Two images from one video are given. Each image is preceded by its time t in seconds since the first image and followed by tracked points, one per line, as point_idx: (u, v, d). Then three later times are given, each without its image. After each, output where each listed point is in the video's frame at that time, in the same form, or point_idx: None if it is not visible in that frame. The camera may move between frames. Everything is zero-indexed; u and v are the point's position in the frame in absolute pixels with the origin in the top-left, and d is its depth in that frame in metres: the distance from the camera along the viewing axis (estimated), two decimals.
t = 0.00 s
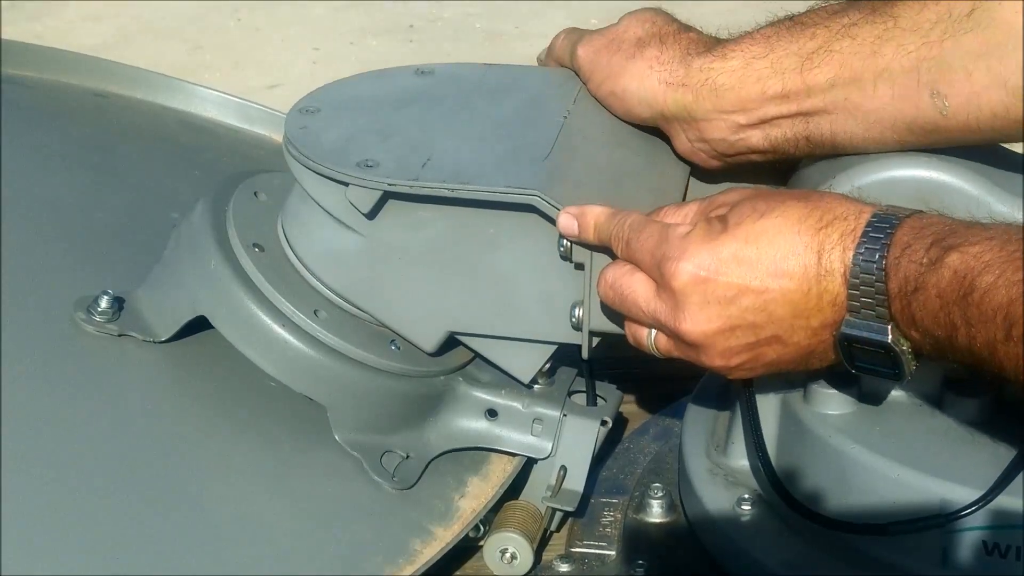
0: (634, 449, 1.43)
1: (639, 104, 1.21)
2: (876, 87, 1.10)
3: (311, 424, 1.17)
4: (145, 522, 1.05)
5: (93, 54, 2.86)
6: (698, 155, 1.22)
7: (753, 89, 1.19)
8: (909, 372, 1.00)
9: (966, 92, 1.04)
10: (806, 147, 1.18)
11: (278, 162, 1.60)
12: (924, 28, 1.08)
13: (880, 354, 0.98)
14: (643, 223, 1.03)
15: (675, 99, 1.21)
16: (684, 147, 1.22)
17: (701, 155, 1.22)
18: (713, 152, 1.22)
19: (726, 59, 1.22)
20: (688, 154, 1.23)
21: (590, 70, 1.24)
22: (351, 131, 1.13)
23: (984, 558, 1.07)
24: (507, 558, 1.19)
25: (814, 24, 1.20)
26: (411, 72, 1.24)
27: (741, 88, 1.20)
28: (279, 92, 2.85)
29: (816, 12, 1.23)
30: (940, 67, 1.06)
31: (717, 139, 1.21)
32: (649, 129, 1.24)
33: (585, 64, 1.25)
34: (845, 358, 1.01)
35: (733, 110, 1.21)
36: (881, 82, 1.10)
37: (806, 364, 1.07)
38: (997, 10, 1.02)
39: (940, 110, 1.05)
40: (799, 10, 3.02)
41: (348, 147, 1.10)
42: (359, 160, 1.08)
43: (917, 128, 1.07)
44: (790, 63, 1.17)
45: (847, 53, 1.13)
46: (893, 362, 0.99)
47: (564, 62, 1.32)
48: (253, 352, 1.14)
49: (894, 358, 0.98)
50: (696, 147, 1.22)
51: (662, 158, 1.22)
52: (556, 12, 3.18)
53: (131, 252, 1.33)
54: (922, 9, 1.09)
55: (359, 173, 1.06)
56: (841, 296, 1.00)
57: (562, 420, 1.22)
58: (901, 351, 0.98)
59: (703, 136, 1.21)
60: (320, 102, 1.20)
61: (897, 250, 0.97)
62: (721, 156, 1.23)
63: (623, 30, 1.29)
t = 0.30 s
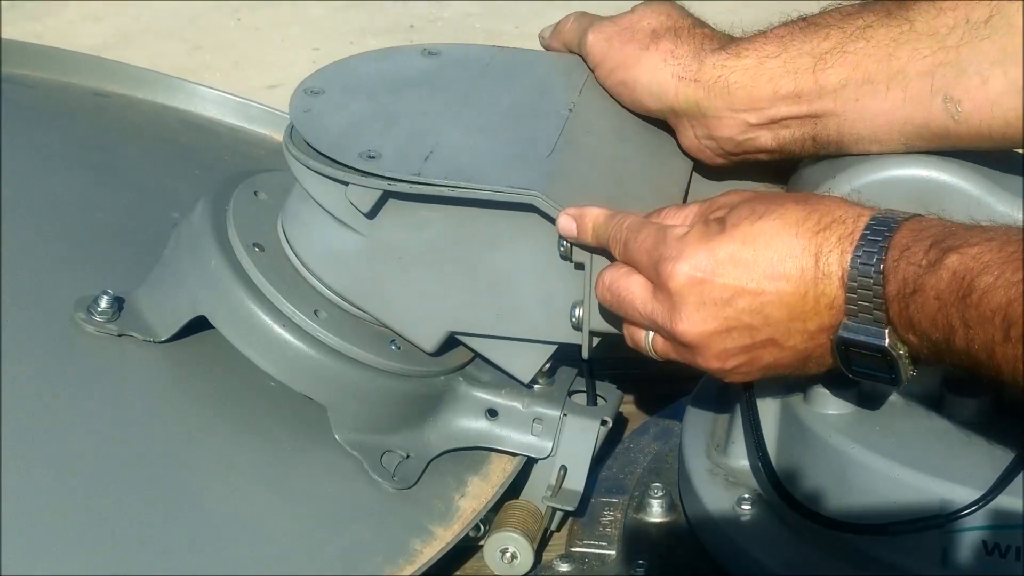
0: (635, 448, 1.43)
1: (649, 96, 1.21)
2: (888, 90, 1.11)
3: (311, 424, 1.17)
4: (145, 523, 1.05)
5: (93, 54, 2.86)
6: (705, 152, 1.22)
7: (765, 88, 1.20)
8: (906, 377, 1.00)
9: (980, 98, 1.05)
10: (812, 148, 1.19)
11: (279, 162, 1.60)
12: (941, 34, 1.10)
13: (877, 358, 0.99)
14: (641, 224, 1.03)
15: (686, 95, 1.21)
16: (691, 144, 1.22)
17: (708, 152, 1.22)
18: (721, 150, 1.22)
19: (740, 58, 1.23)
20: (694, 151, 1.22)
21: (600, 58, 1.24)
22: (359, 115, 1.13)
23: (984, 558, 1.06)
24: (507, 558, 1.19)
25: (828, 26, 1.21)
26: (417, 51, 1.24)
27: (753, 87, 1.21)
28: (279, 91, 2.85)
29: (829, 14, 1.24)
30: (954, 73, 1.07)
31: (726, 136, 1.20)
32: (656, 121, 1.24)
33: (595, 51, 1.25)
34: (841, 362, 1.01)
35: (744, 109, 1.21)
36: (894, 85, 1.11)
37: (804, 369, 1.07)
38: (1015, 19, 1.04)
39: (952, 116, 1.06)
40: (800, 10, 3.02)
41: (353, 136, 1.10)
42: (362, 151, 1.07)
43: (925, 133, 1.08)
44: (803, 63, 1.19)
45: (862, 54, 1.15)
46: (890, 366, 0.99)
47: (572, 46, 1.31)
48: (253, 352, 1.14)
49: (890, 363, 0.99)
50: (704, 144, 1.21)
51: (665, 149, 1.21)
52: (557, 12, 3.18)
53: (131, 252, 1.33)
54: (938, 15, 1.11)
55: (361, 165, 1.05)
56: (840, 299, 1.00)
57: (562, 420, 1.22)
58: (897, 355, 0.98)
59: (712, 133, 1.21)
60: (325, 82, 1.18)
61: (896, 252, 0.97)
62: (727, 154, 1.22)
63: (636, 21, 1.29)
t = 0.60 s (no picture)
0: (635, 448, 1.43)
1: (658, 82, 1.22)
2: (901, 86, 1.11)
3: (311, 424, 1.17)
4: (145, 523, 1.05)
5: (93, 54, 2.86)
6: (712, 143, 1.21)
7: (774, 80, 1.19)
8: (899, 381, 1.00)
9: (994, 99, 1.05)
10: (820, 140, 1.16)
11: (279, 162, 1.60)
12: (956, 32, 1.10)
13: (870, 361, 0.98)
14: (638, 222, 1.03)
15: (696, 82, 1.22)
16: (697, 134, 1.22)
17: (715, 142, 1.21)
18: (729, 141, 1.21)
19: (751, 47, 1.22)
20: (702, 139, 1.22)
21: (608, 46, 1.26)
22: (360, 119, 1.13)
23: (984, 558, 1.07)
24: (507, 558, 1.19)
25: (841, 18, 1.21)
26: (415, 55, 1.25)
27: (763, 76, 1.20)
28: (279, 92, 2.85)
29: (842, 7, 1.24)
30: (968, 71, 1.08)
31: (735, 125, 1.20)
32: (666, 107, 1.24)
33: (603, 39, 1.27)
34: (835, 365, 1.01)
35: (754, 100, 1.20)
36: (908, 80, 1.11)
37: (798, 372, 1.07)
38: None
39: (966, 115, 1.06)
40: (800, 10, 3.02)
41: (353, 140, 1.10)
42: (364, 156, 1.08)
43: (936, 131, 1.07)
44: (816, 54, 1.18)
45: (875, 48, 1.14)
46: (883, 369, 0.99)
47: (579, 35, 1.33)
48: (253, 352, 1.14)
49: (884, 366, 0.98)
50: (712, 133, 1.21)
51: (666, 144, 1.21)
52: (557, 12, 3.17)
53: (131, 252, 1.33)
54: (952, 14, 1.12)
55: (362, 170, 1.06)
56: (836, 301, 1.00)
57: (562, 419, 1.22)
58: (890, 358, 0.98)
59: (721, 122, 1.20)
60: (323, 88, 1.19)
61: (892, 254, 0.96)
62: (736, 144, 1.21)
63: (646, 10, 1.30)
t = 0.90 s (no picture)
0: (634, 448, 1.43)
1: (654, 97, 1.22)
2: (899, 100, 1.11)
3: (312, 424, 1.17)
4: (145, 523, 1.05)
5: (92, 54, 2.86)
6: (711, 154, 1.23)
7: (773, 91, 1.20)
8: (896, 372, 1.00)
9: (995, 112, 1.04)
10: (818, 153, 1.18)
11: (279, 162, 1.60)
12: (954, 47, 1.11)
13: (867, 351, 0.98)
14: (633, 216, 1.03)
15: (692, 95, 1.22)
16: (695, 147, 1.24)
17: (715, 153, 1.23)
18: (727, 151, 1.23)
19: (750, 61, 1.23)
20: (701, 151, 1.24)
21: (602, 58, 1.23)
22: (361, 116, 1.13)
23: (984, 558, 1.06)
24: (507, 558, 1.19)
25: (838, 31, 1.22)
26: (419, 51, 1.24)
27: (761, 89, 1.21)
28: (279, 92, 2.85)
29: (839, 20, 1.25)
30: (968, 85, 1.08)
31: (733, 137, 1.22)
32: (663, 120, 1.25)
33: (597, 51, 1.23)
34: (832, 355, 1.01)
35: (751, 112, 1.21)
36: (906, 94, 1.11)
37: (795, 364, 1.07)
38: None
39: (966, 128, 1.05)
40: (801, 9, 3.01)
41: (354, 135, 1.10)
42: (366, 151, 1.08)
43: (934, 143, 1.07)
44: (814, 68, 1.19)
45: (873, 62, 1.15)
46: (880, 359, 0.99)
47: (571, 46, 1.29)
48: (253, 352, 1.14)
49: (881, 356, 0.98)
50: (710, 144, 1.23)
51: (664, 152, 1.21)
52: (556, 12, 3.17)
53: (132, 252, 1.33)
54: (951, 28, 1.12)
55: (365, 168, 1.05)
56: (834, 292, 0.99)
57: (562, 419, 1.22)
58: (887, 348, 0.98)
59: (719, 134, 1.22)
60: (327, 81, 1.18)
61: (889, 243, 0.96)
62: (734, 154, 1.24)
63: (640, 21, 1.28)
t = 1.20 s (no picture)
0: (634, 448, 1.43)
1: (657, 93, 1.23)
2: (902, 96, 1.11)
3: (312, 424, 1.18)
4: (145, 523, 1.05)
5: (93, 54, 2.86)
6: (711, 153, 1.25)
7: (777, 89, 1.21)
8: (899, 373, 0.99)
9: (996, 109, 1.04)
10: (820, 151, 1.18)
11: (279, 162, 1.60)
12: (956, 43, 1.10)
13: (870, 349, 0.98)
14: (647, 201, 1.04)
15: (697, 91, 1.23)
16: (695, 145, 1.25)
17: (715, 152, 1.25)
18: (728, 150, 1.24)
19: (755, 58, 1.23)
20: (702, 149, 1.25)
21: (611, 49, 1.24)
22: (373, 86, 1.11)
23: (984, 558, 1.06)
24: (507, 558, 1.19)
25: (843, 28, 1.21)
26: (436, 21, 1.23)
27: (766, 87, 1.21)
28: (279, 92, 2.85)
29: (845, 17, 1.24)
30: (970, 81, 1.07)
31: (736, 135, 1.23)
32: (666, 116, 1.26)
33: (607, 39, 1.24)
34: (836, 353, 1.01)
35: (754, 110, 1.22)
36: (908, 90, 1.11)
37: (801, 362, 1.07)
38: None
39: (968, 125, 1.05)
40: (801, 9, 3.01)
41: (362, 107, 1.08)
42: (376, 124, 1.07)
43: (935, 140, 1.06)
44: (817, 65, 1.19)
45: (876, 59, 1.15)
46: (884, 359, 0.98)
47: (579, 33, 1.29)
48: (253, 352, 1.14)
49: (885, 355, 0.98)
50: (713, 142, 1.24)
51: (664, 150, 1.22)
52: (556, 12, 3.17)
53: (132, 252, 1.33)
54: (953, 25, 1.12)
55: (377, 139, 1.05)
56: (843, 284, 0.99)
57: (562, 420, 1.22)
58: (892, 347, 0.97)
59: (722, 132, 1.23)
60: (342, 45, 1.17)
61: (903, 238, 0.96)
62: (735, 153, 1.25)
63: (650, 14, 1.30)
